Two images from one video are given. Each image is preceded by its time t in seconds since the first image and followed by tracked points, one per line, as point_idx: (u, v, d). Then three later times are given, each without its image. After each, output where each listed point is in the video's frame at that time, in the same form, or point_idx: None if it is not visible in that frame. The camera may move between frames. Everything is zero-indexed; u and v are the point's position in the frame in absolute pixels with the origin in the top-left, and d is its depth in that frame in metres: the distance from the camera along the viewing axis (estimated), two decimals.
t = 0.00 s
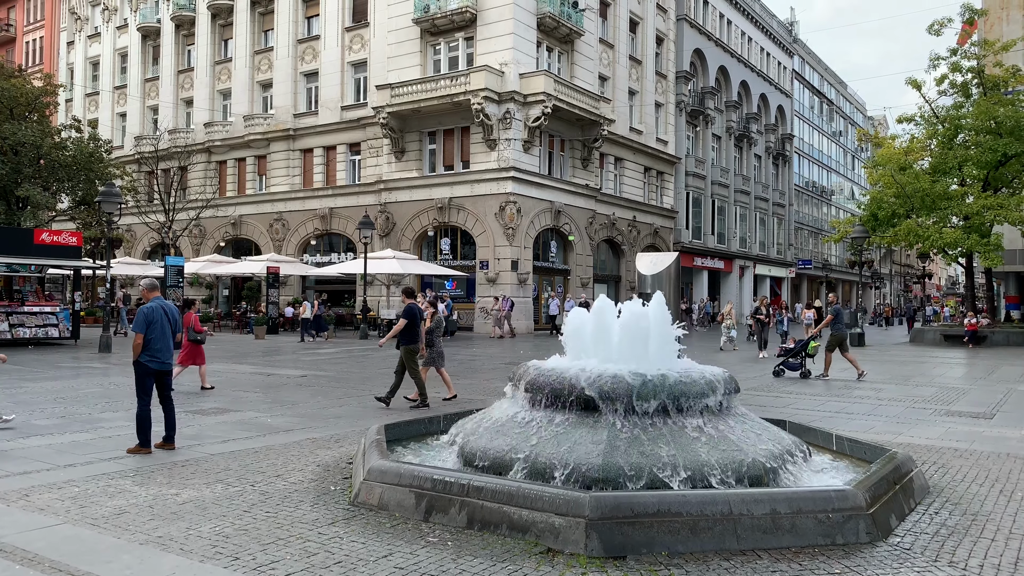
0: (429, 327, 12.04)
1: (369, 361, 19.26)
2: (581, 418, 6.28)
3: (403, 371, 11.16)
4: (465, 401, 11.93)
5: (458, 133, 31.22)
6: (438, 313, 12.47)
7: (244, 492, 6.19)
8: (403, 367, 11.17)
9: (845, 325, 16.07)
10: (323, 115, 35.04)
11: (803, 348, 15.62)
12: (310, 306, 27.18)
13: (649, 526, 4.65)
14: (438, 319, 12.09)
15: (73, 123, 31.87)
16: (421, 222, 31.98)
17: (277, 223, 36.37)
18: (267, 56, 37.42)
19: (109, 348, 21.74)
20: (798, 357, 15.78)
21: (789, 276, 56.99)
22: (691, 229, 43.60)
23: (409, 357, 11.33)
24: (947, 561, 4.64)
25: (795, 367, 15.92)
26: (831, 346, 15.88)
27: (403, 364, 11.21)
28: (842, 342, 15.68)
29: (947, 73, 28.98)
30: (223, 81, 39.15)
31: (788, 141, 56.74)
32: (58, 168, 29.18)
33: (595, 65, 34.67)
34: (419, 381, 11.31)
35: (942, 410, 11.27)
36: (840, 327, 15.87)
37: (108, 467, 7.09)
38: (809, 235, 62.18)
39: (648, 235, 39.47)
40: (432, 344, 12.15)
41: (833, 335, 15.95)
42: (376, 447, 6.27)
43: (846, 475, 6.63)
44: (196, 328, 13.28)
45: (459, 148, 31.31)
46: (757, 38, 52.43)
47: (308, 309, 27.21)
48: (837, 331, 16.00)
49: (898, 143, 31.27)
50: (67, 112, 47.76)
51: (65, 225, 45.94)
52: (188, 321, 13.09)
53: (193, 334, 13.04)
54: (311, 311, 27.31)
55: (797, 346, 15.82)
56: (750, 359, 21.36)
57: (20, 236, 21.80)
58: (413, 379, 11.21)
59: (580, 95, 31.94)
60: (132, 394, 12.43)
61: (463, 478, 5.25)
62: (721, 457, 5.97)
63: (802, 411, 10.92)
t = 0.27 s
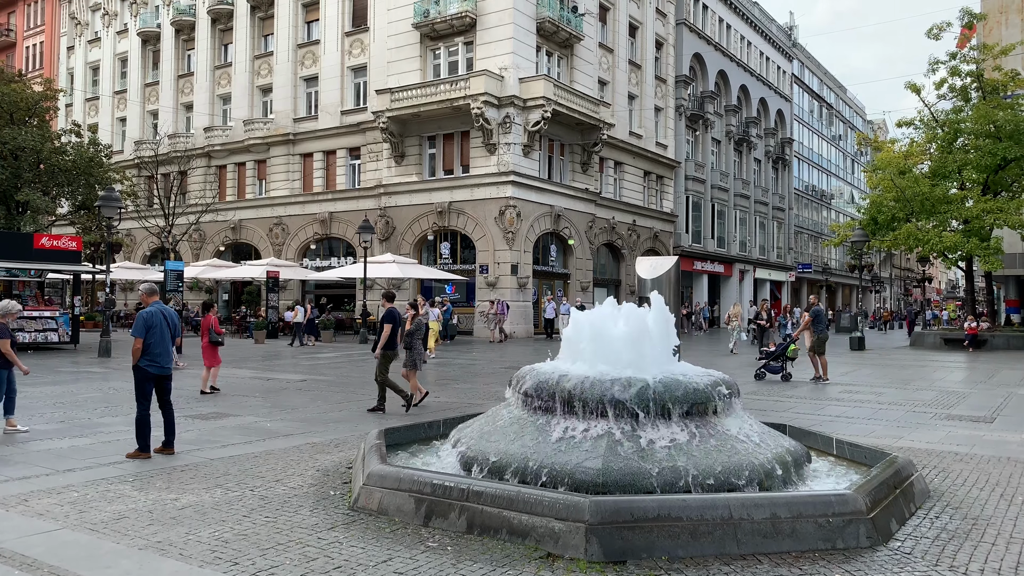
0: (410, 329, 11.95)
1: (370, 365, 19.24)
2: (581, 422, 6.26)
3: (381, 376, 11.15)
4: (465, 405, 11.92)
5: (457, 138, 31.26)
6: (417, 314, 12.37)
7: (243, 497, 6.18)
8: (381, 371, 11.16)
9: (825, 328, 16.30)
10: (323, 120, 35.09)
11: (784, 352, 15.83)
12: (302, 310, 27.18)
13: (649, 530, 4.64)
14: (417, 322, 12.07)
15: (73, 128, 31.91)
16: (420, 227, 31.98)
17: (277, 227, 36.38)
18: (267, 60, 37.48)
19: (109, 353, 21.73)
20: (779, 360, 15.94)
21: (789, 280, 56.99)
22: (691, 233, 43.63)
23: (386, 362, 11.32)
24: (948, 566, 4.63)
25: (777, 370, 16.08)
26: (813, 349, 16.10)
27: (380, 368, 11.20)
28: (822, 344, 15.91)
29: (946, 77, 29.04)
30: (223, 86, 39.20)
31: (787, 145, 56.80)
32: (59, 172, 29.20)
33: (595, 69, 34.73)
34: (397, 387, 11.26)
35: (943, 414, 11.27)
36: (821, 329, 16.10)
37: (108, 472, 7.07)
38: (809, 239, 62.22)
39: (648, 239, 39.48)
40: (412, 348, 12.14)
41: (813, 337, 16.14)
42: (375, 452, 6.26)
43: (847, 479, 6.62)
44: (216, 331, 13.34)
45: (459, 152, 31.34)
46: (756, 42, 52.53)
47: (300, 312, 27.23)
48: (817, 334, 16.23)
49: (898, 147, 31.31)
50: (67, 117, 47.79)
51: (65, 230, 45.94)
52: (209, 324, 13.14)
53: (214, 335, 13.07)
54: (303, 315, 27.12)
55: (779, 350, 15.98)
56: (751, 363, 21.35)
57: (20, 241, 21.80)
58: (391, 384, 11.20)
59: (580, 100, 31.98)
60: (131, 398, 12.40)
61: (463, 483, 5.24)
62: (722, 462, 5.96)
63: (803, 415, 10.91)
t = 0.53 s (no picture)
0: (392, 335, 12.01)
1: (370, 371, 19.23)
2: (581, 429, 6.25)
3: (362, 381, 11.12)
4: (466, 411, 11.90)
5: (458, 143, 31.30)
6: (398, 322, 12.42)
7: (243, 503, 6.17)
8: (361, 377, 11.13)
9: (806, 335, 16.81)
10: (323, 125, 35.15)
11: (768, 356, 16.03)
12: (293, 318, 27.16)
13: (649, 536, 4.63)
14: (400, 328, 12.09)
15: (74, 134, 31.96)
16: (421, 232, 31.99)
17: (278, 233, 36.41)
18: (268, 66, 37.55)
19: (108, 359, 21.71)
20: (761, 365, 16.16)
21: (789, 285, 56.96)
22: (691, 238, 43.66)
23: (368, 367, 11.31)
24: (949, 571, 4.62)
25: (759, 375, 16.28)
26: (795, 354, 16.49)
27: (363, 372, 11.12)
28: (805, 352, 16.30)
29: (946, 82, 29.10)
30: (223, 92, 39.28)
31: (787, 150, 56.87)
32: (59, 178, 29.24)
33: (594, 75, 34.80)
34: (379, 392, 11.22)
35: (943, 419, 11.25)
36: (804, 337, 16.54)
37: (108, 477, 7.07)
38: (808, 244, 62.24)
39: (648, 245, 39.48)
40: (392, 354, 12.19)
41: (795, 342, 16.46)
42: (375, 457, 6.25)
43: (848, 485, 6.61)
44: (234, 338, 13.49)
45: (459, 158, 31.37)
46: (756, 48, 52.65)
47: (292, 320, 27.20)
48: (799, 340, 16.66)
49: (897, 152, 31.34)
50: (68, 123, 47.88)
51: (65, 236, 45.99)
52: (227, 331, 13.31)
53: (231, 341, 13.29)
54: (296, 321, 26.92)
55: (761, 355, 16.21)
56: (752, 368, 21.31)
57: (20, 247, 21.81)
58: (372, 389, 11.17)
59: (580, 105, 32.03)
60: (130, 404, 12.39)
61: (463, 489, 5.23)
62: (722, 468, 5.95)
63: (803, 421, 10.90)
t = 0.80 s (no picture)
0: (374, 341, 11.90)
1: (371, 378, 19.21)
2: (581, 435, 6.24)
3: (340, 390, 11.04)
4: (467, 418, 11.89)
5: (458, 150, 31.36)
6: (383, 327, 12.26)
7: (244, 510, 6.16)
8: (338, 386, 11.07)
9: (788, 340, 17.02)
10: (324, 133, 35.23)
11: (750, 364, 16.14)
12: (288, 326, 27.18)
13: (650, 543, 4.62)
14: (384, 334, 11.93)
15: (76, 141, 32.04)
16: (421, 239, 32.02)
17: (279, 240, 36.45)
18: (269, 74, 37.64)
19: (109, 366, 21.71)
20: (744, 370, 16.32)
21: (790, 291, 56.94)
22: (691, 245, 43.68)
23: (346, 375, 11.24)
24: None
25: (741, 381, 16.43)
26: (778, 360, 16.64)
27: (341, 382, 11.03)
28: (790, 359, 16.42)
29: (945, 89, 29.16)
30: (225, 99, 39.39)
31: (787, 157, 56.94)
32: (61, 186, 29.29)
33: (595, 82, 34.88)
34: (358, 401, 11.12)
35: (945, 426, 11.24)
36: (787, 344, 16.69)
37: (109, 485, 7.06)
38: (809, 251, 62.26)
39: (649, 251, 39.49)
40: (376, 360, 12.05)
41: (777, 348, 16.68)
42: (376, 465, 6.24)
43: (849, 492, 6.59)
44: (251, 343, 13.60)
45: (459, 165, 31.43)
46: (755, 55, 52.78)
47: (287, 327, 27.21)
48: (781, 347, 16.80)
49: (898, 159, 31.37)
50: (70, 131, 48.00)
51: (67, 244, 46.07)
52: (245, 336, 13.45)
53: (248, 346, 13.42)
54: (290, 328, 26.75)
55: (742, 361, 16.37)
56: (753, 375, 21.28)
57: (22, 254, 21.82)
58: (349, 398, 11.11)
59: (580, 112, 32.10)
60: (131, 412, 12.39)
61: (463, 496, 5.22)
62: (722, 474, 5.94)
63: (805, 427, 10.88)
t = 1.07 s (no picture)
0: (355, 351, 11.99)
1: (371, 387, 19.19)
2: (582, 444, 6.22)
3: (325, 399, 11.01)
4: (467, 427, 11.86)
5: (460, 159, 31.42)
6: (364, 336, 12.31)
7: (245, 520, 6.14)
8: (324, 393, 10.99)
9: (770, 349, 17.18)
10: (325, 142, 35.32)
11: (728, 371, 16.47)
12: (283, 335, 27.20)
13: (652, 552, 4.59)
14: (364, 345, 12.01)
15: (78, 151, 32.13)
16: (423, 248, 32.03)
17: (280, 249, 36.49)
18: (271, 84, 37.75)
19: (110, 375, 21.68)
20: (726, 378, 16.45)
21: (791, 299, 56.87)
22: (693, 253, 43.70)
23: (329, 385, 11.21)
24: None
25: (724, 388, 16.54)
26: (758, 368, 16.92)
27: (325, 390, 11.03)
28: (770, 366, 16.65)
29: (945, 97, 29.22)
30: (227, 109, 39.52)
31: (788, 165, 57.01)
32: (63, 196, 29.34)
33: (595, 91, 34.97)
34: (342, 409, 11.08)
35: (947, 434, 11.19)
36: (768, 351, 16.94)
37: (109, 495, 7.03)
38: (810, 259, 62.23)
39: (650, 259, 39.49)
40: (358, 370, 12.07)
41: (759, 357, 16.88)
42: (377, 474, 6.22)
43: (851, 501, 6.56)
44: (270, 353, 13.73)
45: (461, 173, 31.49)
46: (755, 64, 52.94)
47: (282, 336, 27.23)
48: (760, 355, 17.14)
49: (898, 167, 31.41)
50: (72, 141, 48.17)
51: (69, 253, 46.12)
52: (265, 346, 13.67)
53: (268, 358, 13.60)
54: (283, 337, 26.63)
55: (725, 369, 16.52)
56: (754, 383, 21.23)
57: (23, 264, 21.82)
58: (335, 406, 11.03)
59: (581, 121, 32.18)
60: (132, 421, 12.36)
61: (464, 506, 5.20)
62: (724, 483, 5.91)
63: (807, 436, 10.86)
